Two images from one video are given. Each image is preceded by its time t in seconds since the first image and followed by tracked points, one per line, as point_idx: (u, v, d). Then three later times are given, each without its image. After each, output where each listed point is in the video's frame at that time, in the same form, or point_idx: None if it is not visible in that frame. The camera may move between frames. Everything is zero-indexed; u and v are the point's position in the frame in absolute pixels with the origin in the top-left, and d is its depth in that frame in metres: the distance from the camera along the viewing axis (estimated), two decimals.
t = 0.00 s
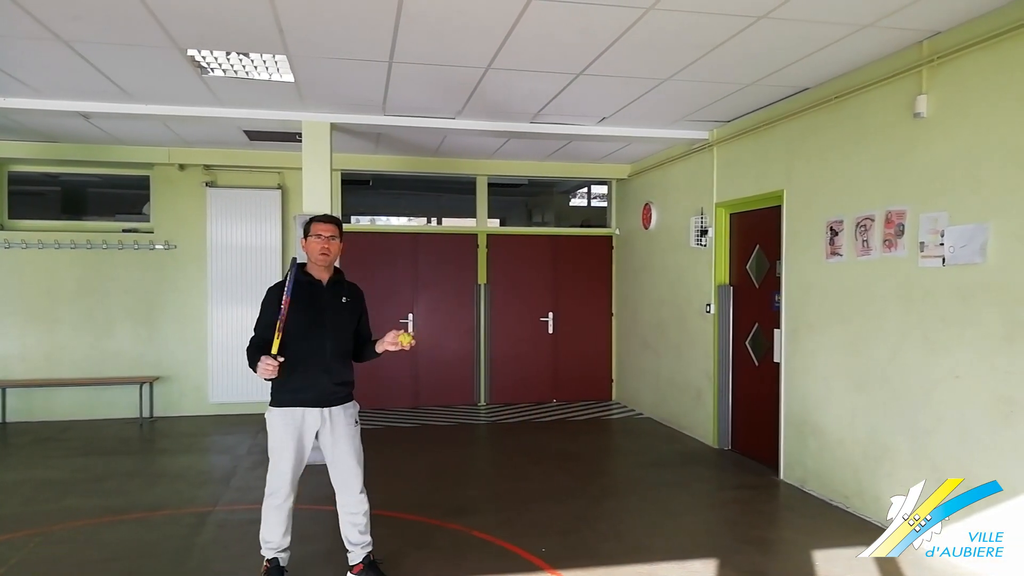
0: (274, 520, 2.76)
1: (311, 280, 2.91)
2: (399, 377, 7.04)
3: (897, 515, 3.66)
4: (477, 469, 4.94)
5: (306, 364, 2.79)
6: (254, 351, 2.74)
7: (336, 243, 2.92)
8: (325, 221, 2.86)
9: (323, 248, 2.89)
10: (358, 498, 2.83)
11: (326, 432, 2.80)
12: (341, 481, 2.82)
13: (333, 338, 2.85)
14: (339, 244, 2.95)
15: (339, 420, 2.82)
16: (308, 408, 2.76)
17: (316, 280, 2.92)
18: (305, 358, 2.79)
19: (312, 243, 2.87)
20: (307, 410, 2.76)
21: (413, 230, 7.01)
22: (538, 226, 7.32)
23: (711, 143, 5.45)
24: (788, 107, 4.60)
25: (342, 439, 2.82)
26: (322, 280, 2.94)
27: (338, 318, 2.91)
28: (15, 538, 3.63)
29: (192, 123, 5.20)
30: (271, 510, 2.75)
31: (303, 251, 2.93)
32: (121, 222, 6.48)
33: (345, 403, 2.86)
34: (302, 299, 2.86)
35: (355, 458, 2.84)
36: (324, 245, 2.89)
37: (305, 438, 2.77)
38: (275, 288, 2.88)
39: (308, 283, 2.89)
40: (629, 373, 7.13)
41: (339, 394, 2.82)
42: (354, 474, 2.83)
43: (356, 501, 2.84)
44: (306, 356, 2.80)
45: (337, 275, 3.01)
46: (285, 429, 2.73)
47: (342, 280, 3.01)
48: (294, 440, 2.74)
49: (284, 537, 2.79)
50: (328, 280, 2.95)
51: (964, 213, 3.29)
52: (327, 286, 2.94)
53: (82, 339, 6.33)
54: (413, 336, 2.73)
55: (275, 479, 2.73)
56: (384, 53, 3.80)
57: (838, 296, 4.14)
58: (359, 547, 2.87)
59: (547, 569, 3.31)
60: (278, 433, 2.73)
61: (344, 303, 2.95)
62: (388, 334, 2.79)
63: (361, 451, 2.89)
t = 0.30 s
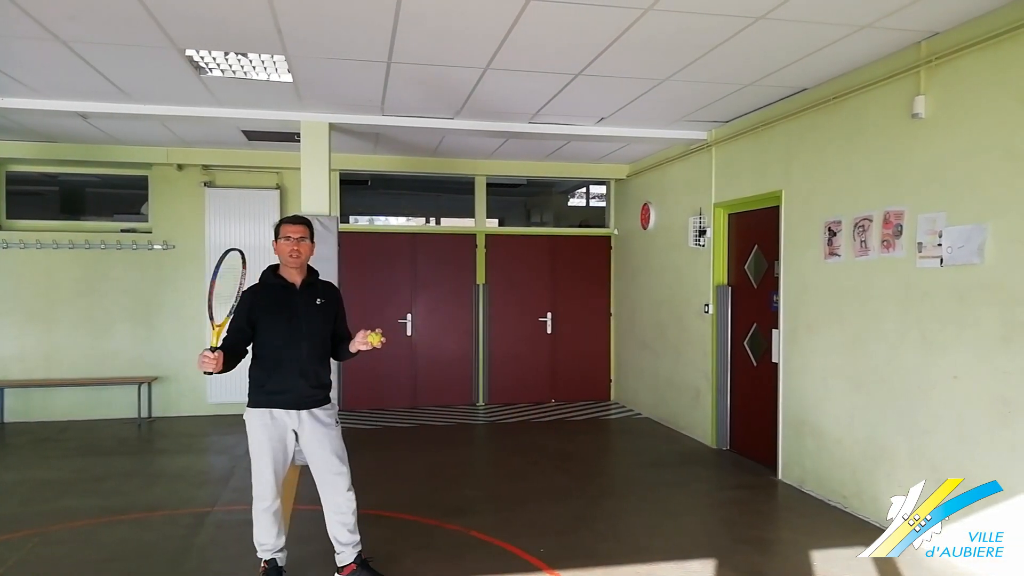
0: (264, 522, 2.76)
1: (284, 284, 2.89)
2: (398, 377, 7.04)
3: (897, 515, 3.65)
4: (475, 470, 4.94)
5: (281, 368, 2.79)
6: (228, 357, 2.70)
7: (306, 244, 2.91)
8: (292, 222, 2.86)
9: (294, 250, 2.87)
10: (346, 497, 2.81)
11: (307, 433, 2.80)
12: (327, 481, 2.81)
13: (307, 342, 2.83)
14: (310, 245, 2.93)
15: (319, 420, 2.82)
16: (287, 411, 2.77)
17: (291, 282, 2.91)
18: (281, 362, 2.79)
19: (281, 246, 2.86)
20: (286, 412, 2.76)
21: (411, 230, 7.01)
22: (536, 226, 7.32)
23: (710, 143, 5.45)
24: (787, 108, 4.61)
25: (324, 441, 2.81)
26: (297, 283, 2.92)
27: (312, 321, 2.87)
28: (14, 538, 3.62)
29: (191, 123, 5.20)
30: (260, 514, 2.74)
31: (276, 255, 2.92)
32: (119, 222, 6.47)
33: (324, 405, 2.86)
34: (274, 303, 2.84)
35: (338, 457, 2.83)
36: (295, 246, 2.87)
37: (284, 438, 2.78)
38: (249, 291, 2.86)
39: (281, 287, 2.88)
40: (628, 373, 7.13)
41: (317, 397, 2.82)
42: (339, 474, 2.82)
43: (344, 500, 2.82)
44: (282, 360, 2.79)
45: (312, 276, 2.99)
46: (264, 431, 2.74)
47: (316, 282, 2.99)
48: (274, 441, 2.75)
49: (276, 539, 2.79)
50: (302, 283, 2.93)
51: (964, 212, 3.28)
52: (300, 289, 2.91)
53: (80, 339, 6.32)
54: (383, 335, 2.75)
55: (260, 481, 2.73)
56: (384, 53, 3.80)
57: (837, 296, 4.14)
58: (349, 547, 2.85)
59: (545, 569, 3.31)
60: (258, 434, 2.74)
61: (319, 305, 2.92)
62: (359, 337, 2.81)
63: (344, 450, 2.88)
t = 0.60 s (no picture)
0: (262, 523, 2.76)
1: (278, 286, 2.89)
2: (397, 377, 7.04)
3: (897, 514, 3.65)
4: (474, 470, 4.94)
5: (275, 370, 2.79)
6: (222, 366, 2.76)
7: (299, 244, 2.91)
8: (284, 224, 2.86)
9: (288, 250, 2.87)
10: (343, 497, 2.82)
11: (302, 434, 2.79)
12: (324, 482, 2.81)
13: (301, 343, 2.83)
14: (304, 246, 2.93)
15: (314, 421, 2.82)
16: (282, 411, 2.77)
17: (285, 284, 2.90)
18: (275, 364, 2.79)
19: (275, 248, 2.86)
20: (281, 413, 2.77)
21: (410, 230, 7.01)
22: (535, 226, 7.32)
23: (709, 143, 5.45)
24: (786, 108, 4.61)
25: (320, 441, 2.82)
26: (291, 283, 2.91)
27: (306, 322, 2.87)
28: (13, 539, 3.62)
29: (190, 124, 5.20)
30: (258, 515, 2.74)
31: (269, 256, 2.92)
32: (118, 222, 6.47)
33: (319, 406, 2.86)
34: (267, 304, 2.84)
35: (334, 458, 2.84)
36: (288, 247, 2.87)
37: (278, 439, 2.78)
38: (242, 293, 2.86)
39: (275, 288, 2.88)
40: (626, 373, 7.13)
41: (312, 399, 2.82)
42: (335, 474, 2.83)
43: (341, 500, 2.83)
44: (276, 362, 2.79)
45: (306, 277, 2.98)
46: (260, 431, 2.74)
47: (310, 282, 2.98)
48: (269, 442, 2.76)
49: (274, 540, 2.79)
50: (295, 284, 2.92)
51: (962, 212, 3.29)
52: (294, 290, 2.91)
53: (79, 340, 6.32)
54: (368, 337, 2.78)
55: (257, 482, 2.74)
56: (383, 54, 3.80)
57: (836, 296, 4.14)
58: (347, 547, 2.85)
59: (544, 569, 3.31)
60: (254, 435, 2.74)
61: (312, 306, 2.91)
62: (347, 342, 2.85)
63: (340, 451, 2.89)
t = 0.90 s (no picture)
0: (260, 524, 2.76)
1: (276, 286, 2.88)
2: (396, 377, 7.03)
3: (897, 514, 3.64)
4: (472, 470, 4.94)
5: (273, 370, 2.78)
6: (221, 371, 2.77)
7: (298, 244, 2.91)
8: (283, 223, 2.86)
9: (287, 250, 2.87)
10: (340, 499, 2.82)
11: (299, 436, 2.79)
12: (321, 484, 2.81)
13: (299, 344, 2.82)
14: (302, 245, 2.93)
15: (311, 423, 2.81)
16: (280, 412, 2.77)
17: (283, 283, 2.90)
18: (274, 365, 2.78)
19: (273, 247, 2.85)
20: (279, 413, 2.77)
21: (409, 230, 7.01)
22: (534, 226, 7.31)
23: (707, 143, 5.45)
24: (784, 108, 4.61)
25: (317, 442, 2.81)
26: (289, 283, 2.91)
27: (304, 322, 2.86)
28: (10, 539, 3.62)
29: (187, 123, 5.19)
30: (256, 516, 2.74)
31: (267, 256, 2.91)
32: (116, 222, 6.46)
33: (317, 407, 2.85)
34: (265, 305, 2.84)
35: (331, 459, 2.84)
36: (287, 247, 2.87)
37: (276, 440, 2.78)
38: (241, 293, 2.86)
39: (273, 288, 2.87)
40: (625, 373, 7.13)
41: (310, 400, 2.81)
42: (332, 476, 2.82)
43: (339, 501, 2.83)
44: (274, 363, 2.78)
45: (304, 278, 2.98)
46: (258, 433, 2.74)
47: (308, 283, 2.97)
48: (267, 443, 2.76)
49: (272, 541, 2.79)
50: (293, 284, 2.92)
51: (960, 212, 3.29)
52: (292, 290, 2.90)
53: (77, 340, 6.31)
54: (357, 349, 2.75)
55: (254, 484, 2.73)
56: (381, 53, 3.80)
57: (834, 296, 4.14)
58: (346, 548, 2.85)
59: (543, 569, 3.31)
60: (251, 436, 2.74)
61: (310, 307, 2.91)
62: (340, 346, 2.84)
63: (337, 452, 2.88)
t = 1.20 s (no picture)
0: (259, 525, 2.76)
1: (273, 286, 2.89)
2: (395, 377, 7.03)
3: (897, 514, 3.64)
4: (471, 470, 4.94)
5: (270, 371, 2.78)
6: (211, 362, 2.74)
7: (295, 245, 2.90)
8: (279, 224, 2.85)
9: (284, 251, 2.86)
10: (338, 499, 2.82)
11: (296, 436, 2.79)
12: (319, 484, 2.81)
13: (296, 344, 2.82)
14: (299, 246, 2.93)
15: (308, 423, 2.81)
16: (277, 412, 2.76)
17: (280, 284, 2.91)
18: (270, 365, 2.78)
19: (270, 248, 2.85)
20: (276, 414, 2.76)
21: (407, 231, 7.01)
22: (533, 226, 7.31)
23: (706, 144, 5.45)
24: (783, 109, 4.61)
25: (315, 443, 2.82)
26: (286, 283, 2.92)
27: (301, 322, 2.86)
28: (9, 540, 3.62)
29: (185, 123, 5.18)
30: (253, 517, 2.74)
31: (264, 257, 2.91)
32: (114, 222, 6.45)
33: (315, 408, 2.85)
34: (262, 305, 2.83)
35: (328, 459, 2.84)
36: (283, 248, 2.86)
37: (273, 441, 2.78)
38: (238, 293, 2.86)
39: (270, 288, 2.88)
40: (623, 373, 7.14)
41: (307, 400, 2.81)
42: (330, 476, 2.83)
43: (336, 502, 2.83)
44: (271, 363, 2.78)
45: (301, 278, 2.98)
46: (255, 433, 2.74)
47: (305, 283, 2.97)
48: (265, 444, 2.76)
49: (270, 541, 2.79)
50: (290, 284, 2.93)
51: (959, 212, 3.29)
52: (289, 290, 2.90)
53: (75, 340, 6.31)
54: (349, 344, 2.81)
55: (252, 484, 2.73)
56: (380, 54, 3.80)
57: (833, 296, 4.14)
58: (344, 548, 2.84)
59: (542, 569, 3.31)
60: (249, 436, 2.74)
61: (307, 307, 2.90)
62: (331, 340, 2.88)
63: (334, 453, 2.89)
